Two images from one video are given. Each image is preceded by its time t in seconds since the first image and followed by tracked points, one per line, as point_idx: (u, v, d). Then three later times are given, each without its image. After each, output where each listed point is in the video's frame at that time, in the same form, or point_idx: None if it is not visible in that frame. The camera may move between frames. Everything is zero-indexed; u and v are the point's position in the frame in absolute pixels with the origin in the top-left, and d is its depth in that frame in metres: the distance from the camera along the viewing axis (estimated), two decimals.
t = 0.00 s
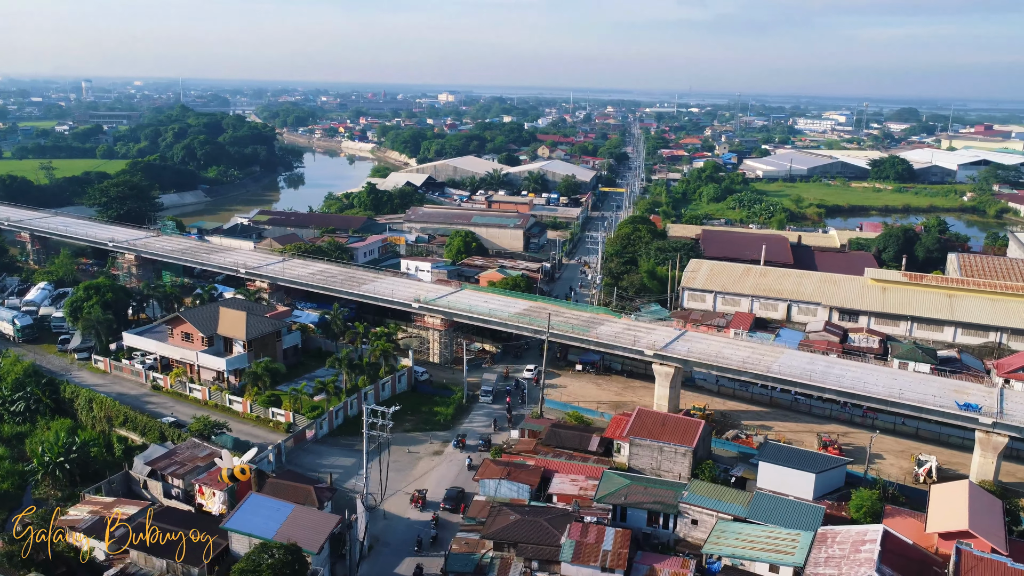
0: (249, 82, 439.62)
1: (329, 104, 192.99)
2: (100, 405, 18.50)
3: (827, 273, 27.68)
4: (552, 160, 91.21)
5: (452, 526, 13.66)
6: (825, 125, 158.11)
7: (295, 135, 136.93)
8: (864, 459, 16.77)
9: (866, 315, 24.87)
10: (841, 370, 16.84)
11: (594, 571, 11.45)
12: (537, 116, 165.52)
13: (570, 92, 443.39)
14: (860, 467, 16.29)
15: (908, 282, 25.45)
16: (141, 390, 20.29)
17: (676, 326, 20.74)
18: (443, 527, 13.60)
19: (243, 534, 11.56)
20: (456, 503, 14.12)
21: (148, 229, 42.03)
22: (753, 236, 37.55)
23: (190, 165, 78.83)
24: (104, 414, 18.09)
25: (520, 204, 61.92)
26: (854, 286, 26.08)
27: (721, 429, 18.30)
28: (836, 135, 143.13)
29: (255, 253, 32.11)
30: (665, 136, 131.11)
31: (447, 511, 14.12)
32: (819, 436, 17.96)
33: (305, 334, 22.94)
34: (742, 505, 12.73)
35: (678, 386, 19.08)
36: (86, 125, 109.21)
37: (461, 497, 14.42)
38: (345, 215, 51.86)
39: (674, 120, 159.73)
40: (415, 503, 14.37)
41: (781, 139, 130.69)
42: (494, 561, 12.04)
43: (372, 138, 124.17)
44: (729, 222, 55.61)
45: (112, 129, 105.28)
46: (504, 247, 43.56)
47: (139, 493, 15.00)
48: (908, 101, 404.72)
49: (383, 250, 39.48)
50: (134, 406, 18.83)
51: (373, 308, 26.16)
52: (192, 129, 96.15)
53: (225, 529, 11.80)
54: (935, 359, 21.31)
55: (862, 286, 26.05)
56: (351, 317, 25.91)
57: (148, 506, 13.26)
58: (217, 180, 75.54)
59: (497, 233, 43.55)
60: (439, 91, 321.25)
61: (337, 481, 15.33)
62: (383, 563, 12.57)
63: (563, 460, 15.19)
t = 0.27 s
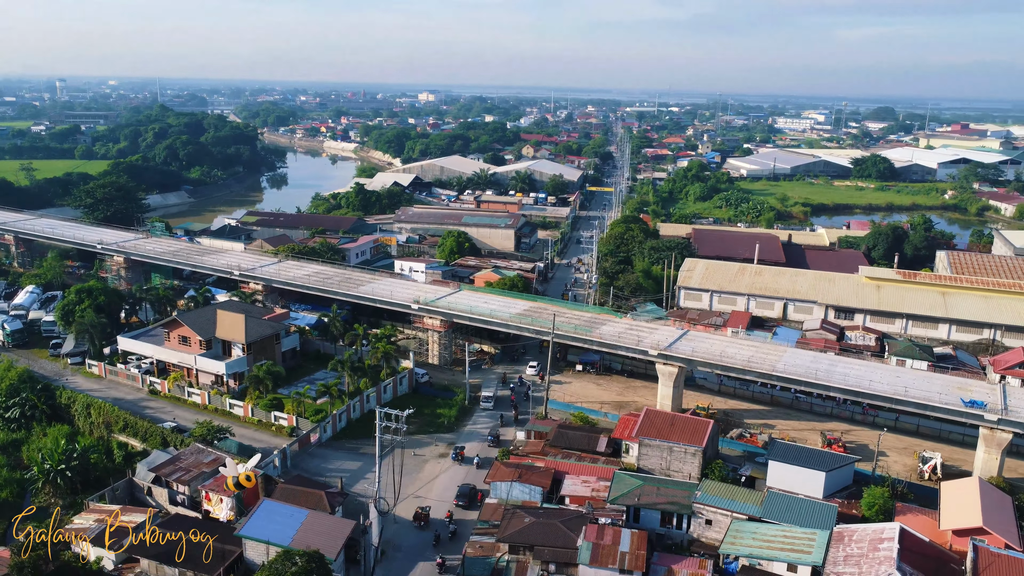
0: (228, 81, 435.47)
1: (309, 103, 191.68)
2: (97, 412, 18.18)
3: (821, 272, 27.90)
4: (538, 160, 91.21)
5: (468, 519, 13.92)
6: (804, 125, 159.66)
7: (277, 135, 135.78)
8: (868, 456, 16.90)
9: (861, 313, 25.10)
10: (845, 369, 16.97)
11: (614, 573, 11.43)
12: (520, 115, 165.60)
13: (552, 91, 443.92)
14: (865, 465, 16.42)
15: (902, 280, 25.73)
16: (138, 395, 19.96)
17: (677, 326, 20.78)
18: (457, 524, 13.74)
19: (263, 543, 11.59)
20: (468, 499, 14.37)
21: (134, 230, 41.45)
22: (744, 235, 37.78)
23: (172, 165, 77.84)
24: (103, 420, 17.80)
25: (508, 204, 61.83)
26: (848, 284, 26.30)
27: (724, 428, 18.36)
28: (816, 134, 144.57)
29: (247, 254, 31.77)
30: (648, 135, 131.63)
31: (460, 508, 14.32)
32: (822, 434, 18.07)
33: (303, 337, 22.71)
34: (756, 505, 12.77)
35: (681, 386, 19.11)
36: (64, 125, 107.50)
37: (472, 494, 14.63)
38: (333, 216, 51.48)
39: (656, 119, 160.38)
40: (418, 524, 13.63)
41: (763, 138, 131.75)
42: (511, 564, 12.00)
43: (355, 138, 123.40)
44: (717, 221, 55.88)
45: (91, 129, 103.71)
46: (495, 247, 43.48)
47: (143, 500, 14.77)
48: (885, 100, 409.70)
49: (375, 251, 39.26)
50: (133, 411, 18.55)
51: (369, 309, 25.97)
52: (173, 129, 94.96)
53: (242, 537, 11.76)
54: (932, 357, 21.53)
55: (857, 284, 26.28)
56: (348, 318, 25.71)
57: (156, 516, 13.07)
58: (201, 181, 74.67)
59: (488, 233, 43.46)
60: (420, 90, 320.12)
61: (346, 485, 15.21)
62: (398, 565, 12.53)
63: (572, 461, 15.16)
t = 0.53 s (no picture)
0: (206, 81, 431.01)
1: (289, 103, 190.17)
2: (94, 419, 17.86)
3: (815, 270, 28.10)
4: (523, 160, 91.14)
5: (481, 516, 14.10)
6: (784, 124, 161.08)
7: (257, 135, 134.51)
8: (871, 454, 17.02)
9: (856, 311, 25.32)
10: (848, 367, 17.08)
11: None
12: (503, 115, 165.48)
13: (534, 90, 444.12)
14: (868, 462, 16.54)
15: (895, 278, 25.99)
16: (135, 400, 19.63)
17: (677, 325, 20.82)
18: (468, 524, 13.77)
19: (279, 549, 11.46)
20: (480, 497, 14.60)
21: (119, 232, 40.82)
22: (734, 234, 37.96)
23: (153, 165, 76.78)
24: (100, 427, 17.49)
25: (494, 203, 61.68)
26: (843, 282, 26.51)
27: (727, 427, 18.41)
28: (796, 133, 145.92)
29: (238, 256, 31.42)
30: (630, 134, 132.08)
31: (471, 505, 14.54)
32: (823, 432, 18.18)
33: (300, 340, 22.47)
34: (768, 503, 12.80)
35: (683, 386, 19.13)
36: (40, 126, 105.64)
37: (482, 490, 14.91)
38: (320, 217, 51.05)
39: (637, 119, 160.91)
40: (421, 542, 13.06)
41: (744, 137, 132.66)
42: (526, 568, 11.94)
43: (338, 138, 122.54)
44: (705, 220, 56.14)
45: (68, 130, 102.06)
46: (485, 247, 43.35)
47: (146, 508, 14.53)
48: (862, 99, 414.82)
49: (366, 252, 39.01)
50: (130, 417, 18.25)
51: (365, 311, 25.77)
52: (153, 129, 93.70)
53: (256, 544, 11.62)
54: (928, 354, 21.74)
55: (851, 282, 26.50)
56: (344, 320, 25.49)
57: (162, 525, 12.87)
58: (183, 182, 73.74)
59: (478, 234, 43.32)
60: (401, 89, 318.92)
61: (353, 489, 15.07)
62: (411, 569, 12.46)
63: (580, 462, 15.13)
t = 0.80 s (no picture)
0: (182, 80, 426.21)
1: (268, 103, 188.47)
2: (89, 426, 17.51)
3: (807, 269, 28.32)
4: (507, 160, 90.98)
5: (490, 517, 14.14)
6: (763, 123, 162.46)
7: (238, 135, 133.13)
8: (873, 451, 17.17)
9: (850, 310, 25.57)
10: (849, 366, 17.21)
11: None
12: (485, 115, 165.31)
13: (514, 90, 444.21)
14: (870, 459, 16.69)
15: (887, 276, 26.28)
16: (130, 406, 19.29)
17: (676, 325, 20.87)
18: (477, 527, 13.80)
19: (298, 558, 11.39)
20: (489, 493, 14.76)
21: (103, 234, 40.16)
22: (723, 233, 38.15)
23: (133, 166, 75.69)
24: (96, 434, 17.17)
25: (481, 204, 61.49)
26: (836, 281, 26.74)
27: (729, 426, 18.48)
28: (776, 132, 147.24)
29: (228, 259, 31.05)
30: (613, 134, 132.45)
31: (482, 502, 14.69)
32: (824, 431, 18.30)
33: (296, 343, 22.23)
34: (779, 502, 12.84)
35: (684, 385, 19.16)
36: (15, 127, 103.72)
37: (490, 486, 15.06)
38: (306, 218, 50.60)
39: (618, 118, 161.24)
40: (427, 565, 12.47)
41: (725, 136, 133.52)
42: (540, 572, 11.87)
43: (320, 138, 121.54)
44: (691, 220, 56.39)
45: (44, 131, 100.27)
46: (475, 248, 43.21)
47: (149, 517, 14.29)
48: (839, 98, 419.77)
49: (355, 254, 38.74)
50: (126, 423, 17.93)
51: (360, 313, 25.56)
52: (132, 130, 92.37)
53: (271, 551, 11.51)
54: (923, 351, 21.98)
55: (843, 280, 26.75)
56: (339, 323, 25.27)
57: (170, 534, 12.67)
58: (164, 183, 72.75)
59: (468, 234, 43.15)
60: (381, 89, 317.54)
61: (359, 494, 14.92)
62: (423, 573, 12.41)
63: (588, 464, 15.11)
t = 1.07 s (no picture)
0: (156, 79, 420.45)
1: (245, 103, 186.50)
2: (82, 433, 17.16)
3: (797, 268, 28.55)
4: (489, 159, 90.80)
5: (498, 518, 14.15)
6: (741, 122, 163.85)
7: (215, 136, 131.58)
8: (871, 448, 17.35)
9: (840, 308, 25.84)
10: (847, 364, 17.36)
11: None
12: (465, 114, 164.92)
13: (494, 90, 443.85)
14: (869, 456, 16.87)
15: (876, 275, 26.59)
16: (122, 412, 18.95)
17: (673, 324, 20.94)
18: (485, 529, 13.76)
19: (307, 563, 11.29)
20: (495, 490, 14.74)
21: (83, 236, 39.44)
22: (710, 232, 38.33)
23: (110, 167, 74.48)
24: (90, 441, 16.83)
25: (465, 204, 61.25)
26: (826, 279, 27.00)
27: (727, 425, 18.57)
28: (755, 131, 148.54)
29: (216, 261, 30.66)
30: (593, 134, 132.76)
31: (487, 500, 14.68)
32: (822, 428, 18.45)
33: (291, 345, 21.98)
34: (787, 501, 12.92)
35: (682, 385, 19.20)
36: None
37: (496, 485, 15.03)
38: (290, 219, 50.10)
39: (598, 118, 161.49)
40: None
41: (704, 135, 134.38)
42: None
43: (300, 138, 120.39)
44: (676, 219, 56.59)
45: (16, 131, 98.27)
46: (463, 248, 43.05)
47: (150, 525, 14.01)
48: (815, 98, 424.53)
49: (343, 255, 38.44)
50: (120, 430, 17.61)
51: (353, 315, 25.35)
52: (108, 131, 90.89)
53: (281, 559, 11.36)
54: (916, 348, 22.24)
55: (833, 278, 27.02)
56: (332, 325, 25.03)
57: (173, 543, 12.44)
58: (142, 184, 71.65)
59: (455, 234, 42.97)
60: (360, 88, 315.66)
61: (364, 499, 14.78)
62: None
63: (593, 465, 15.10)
